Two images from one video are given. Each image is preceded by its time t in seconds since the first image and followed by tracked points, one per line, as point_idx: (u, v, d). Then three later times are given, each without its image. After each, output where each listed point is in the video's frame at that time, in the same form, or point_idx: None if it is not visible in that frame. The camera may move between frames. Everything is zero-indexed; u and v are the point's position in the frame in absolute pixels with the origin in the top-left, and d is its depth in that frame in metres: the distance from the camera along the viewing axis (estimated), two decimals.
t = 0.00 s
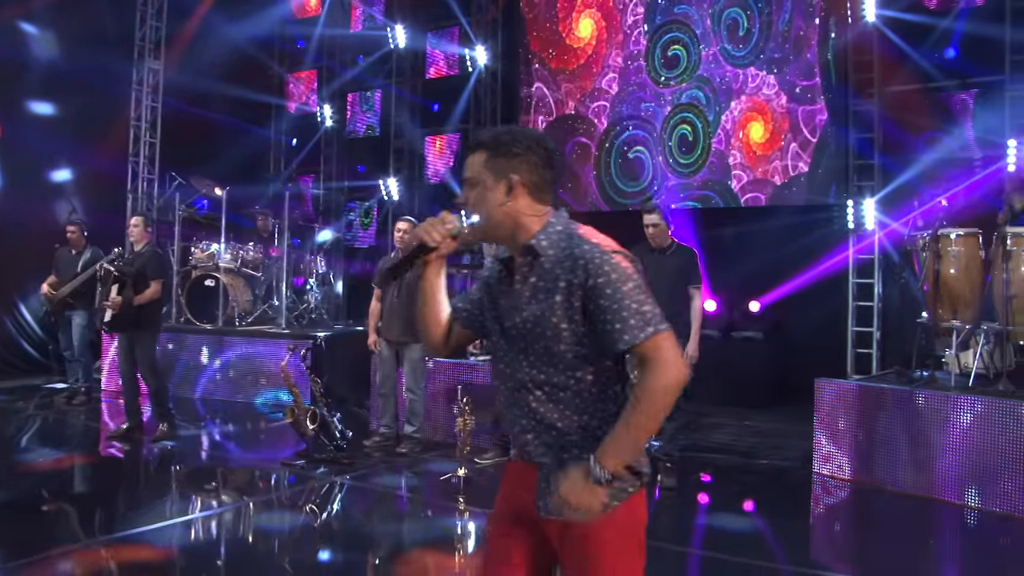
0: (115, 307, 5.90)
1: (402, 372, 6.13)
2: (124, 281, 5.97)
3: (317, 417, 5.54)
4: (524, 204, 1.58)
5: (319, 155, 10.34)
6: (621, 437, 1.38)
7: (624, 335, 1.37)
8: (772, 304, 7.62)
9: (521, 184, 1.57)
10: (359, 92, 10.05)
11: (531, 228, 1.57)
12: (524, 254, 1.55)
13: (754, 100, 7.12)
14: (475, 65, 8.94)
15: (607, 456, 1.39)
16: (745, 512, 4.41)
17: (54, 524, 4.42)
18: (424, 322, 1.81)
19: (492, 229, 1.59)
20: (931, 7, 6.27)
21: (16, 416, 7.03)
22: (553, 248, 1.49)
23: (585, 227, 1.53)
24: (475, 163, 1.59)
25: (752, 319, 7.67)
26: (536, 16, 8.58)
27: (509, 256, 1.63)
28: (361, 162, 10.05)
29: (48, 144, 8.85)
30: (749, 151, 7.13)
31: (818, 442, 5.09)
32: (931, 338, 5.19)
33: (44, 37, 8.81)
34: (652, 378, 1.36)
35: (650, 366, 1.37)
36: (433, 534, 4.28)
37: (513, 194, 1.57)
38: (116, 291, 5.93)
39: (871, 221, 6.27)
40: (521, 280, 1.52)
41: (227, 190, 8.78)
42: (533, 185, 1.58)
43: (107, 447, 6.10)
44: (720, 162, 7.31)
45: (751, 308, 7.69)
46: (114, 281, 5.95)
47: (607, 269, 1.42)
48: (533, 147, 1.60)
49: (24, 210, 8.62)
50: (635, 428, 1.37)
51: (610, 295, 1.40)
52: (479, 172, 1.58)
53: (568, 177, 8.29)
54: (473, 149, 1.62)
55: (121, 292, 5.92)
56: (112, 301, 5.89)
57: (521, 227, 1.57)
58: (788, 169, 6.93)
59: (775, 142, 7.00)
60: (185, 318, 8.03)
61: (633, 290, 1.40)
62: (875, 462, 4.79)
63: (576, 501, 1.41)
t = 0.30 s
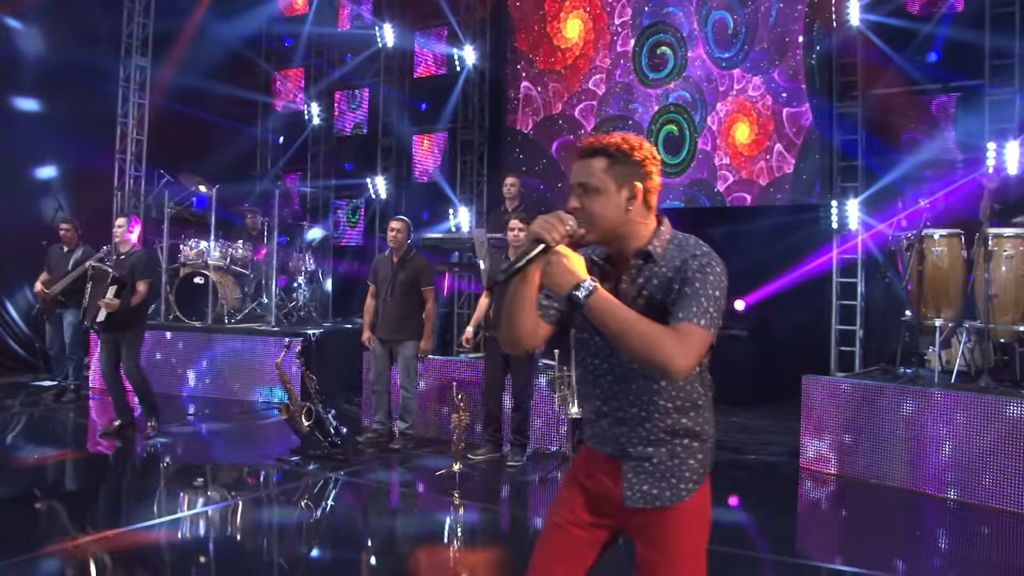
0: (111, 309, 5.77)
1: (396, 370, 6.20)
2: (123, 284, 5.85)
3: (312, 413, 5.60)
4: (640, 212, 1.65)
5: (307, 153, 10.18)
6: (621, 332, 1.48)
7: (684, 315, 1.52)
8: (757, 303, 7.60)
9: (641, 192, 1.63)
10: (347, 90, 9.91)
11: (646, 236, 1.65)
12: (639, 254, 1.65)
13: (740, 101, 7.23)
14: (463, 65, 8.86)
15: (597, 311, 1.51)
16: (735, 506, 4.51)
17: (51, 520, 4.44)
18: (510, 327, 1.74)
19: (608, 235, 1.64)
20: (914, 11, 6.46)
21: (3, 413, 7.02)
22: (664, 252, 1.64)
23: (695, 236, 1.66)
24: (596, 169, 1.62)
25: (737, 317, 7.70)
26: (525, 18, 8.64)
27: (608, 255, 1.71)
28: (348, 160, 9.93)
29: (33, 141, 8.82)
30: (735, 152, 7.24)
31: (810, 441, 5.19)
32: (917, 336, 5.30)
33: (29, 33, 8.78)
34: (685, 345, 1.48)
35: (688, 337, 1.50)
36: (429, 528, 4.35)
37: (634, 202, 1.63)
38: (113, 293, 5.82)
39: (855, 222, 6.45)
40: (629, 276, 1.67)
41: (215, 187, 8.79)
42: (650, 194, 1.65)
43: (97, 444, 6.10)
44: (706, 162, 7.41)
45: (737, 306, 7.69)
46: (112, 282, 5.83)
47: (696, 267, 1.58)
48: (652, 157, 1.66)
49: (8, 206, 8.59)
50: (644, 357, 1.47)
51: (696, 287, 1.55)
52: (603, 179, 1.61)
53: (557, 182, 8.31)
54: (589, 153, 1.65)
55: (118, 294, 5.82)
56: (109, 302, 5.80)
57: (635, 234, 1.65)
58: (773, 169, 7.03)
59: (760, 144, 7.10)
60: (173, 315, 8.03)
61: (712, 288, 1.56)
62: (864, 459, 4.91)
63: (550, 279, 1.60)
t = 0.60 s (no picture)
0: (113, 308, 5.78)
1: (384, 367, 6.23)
2: (124, 283, 5.84)
3: (305, 409, 5.64)
4: (666, 214, 1.83)
5: (292, 150, 10.16)
6: (624, 336, 1.65)
7: (691, 330, 1.69)
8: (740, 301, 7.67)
9: (665, 196, 1.82)
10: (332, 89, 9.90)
11: (670, 237, 1.83)
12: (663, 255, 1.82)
13: (724, 102, 7.33)
14: (449, 64, 8.91)
15: (609, 324, 1.67)
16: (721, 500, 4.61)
17: (43, 517, 4.45)
18: (550, 322, 1.88)
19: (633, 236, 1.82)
20: (892, 17, 6.68)
21: None
22: (689, 259, 1.80)
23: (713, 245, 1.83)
24: (626, 172, 1.81)
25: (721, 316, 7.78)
26: (512, 19, 8.70)
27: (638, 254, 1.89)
28: (333, 158, 9.92)
29: (16, 137, 8.73)
30: (717, 154, 7.35)
31: (789, 432, 5.29)
32: (896, 333, 5.42)
33: (14, 29, 8.70)
34: (683, 354, 1.65)
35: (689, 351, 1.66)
36: (421, 523, 4.41)
37: (658, 204, 1.82)
38: (115, 293, 5.83)
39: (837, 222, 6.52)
40: (655, 279, 1.84)
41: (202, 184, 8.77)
42: (672, 199, 1.84)
43: (85, 439, 6.06)
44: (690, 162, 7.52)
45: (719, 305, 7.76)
46: (113, 283, 5.80)
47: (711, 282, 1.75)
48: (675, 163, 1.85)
49: None
50: (644, 357, 1.63)
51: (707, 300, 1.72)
52: (631, 182, 1.80)
53: (543, 184, 8.36)
54: (621, 158, 1.84)
55: (120, 293, 5.83)
56: (112, 303, 5.80)
57: (663, 236, 1.82)
58: (756, 170, 7.15)
59: (744, 145, 7.22)
60: (161, 313, 8.02)
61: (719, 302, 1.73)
62: (843, 452, 5.04)
63: (575, 287, 1.73)
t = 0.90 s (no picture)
0: (105, 301, 5.87)
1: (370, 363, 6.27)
2: (119, 277, 5.90)
3: (296, 405, 5.63)
4: (635, 211, 2.04)
5: (276, 148, 10.17)
6: (583, 330, 1.92)
7: (641, 324, 1.91)
8: (721, 299, 7.76)
9: (635, 197, 2.03)
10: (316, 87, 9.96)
11: (640, 233, 2.05)
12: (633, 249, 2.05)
13: (706, 103, 7.44)
14: (433, 63, 8.98)
15: (569, 318, 1.94)
16: (704, 493, 4.71)
17: (34, 512, 4.45)
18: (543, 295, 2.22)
19: (608, 228, 2.06)
20: (871, 22, 6.97)
21: None
22: (650, 256, 2.01)
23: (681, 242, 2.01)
24: (601, 174, 2.04)
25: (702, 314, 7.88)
26: (496, 19, 8.76)
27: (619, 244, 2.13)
28: (317, 157, 9.95)
29: None
30: (699, 154, 7.45)
31: (773, 426, 5.45)
32: (875, 330, 5.54)
33: None
34: (634, 347, 1.90)
35: (639, 344, 1.90)
36: (409, 516, 4.48)
37: (629, 204, 2.03)
38: (109, 287, 5.88)
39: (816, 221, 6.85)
40: (624, 270, 2.07)
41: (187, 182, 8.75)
42: (644, 199, 2.04)
43: (72, 437, 6.05)
44: (672, 163, 7.60)
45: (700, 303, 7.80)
46: (107, 276, 5.84)
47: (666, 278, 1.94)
48: (649, 166, 2.02)
49: None
50: (601, 349, 1.92)
51: (659, 297, 1.93)
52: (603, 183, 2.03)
53: (528, 186, 8.43)
54: (601, 160, 2.05)
55: (113, 287, 5.88)
56: (105, 296, 5.86)
57: (630, 231, 2.05)
58: (738, 171, 7.27)
59: (725, 145, 7.33)
60: (146, 310, 8.04)
61: (673, 299, 1.92)
62: (823, 444, 5.19)
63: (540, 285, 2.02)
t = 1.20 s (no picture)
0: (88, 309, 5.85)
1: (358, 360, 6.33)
2: (98, 282, 5.89)
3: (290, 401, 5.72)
4: (596, 211, 2.39)
5: (260, 147, 10.18)
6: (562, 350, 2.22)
7: (612, 329, 2.21)
8: (703, 298, 7.89)
9: (592, 197, 2.38)
10: (301, 86, 9.98)
11: (601, 229, 2.40)
12: (597, 245, 2.39)
13: (688, 105, 7.54)
14: (419, 64, 9.07)
15: (551, 343, 2.25)
16: (688, 486, 4.83)
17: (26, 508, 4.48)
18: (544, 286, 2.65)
19: (577, 228, 2.43)
20: (851, 26, 7.13)
21: None
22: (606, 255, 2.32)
23: (633, 232, 2.34)
24: (567, 180, 2.43)
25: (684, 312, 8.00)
26: (481, 20, 8.83)
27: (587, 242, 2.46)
28: (303, 155, 9.99)
29: None
30: (681, 154, 7.54)
31: (756, 423, 5.57)
32: (855, 328, 5.66)
33: None
34: (611, 352, 2.21)
35: (610, 345, 2.21)
36: (397, 511, 4.55)
37: (588, 203, 2.39)
38: (89, 294, 5.87)
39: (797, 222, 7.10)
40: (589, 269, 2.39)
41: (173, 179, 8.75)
42: (601, 199, 2.38)
43: (68, 433, 6.05)
44: (654, 162, 7.68)
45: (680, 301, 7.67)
46: (86, 282, 5.85)
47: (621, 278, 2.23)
48: (604, 170, 2.38)
49: None
50: (581, 359, 2.22)
51: (614, 298, 2.23)
52: (568, 187, 2.42)
53: (514, 187, 8.50)
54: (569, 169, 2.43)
55: (93, 294, 5.88)
56: (86, 303, 5.85)
57: (593, 229, 2.40)
58: (719, 170, 7.38)
59: (706, 145, 7.44)
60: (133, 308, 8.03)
61: (630, 291, 2.22)
62: (805, 439, 5.32)
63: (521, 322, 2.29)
